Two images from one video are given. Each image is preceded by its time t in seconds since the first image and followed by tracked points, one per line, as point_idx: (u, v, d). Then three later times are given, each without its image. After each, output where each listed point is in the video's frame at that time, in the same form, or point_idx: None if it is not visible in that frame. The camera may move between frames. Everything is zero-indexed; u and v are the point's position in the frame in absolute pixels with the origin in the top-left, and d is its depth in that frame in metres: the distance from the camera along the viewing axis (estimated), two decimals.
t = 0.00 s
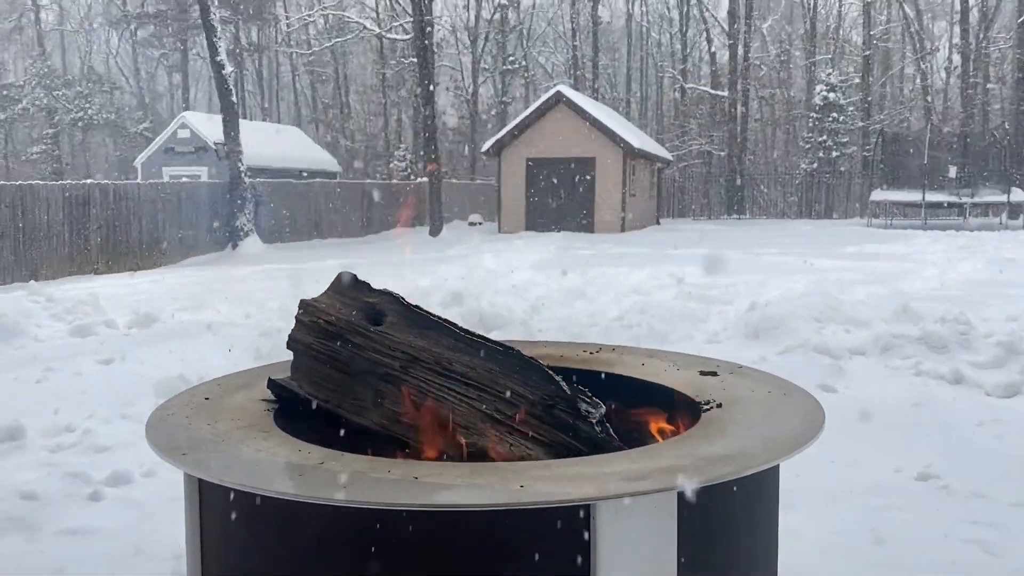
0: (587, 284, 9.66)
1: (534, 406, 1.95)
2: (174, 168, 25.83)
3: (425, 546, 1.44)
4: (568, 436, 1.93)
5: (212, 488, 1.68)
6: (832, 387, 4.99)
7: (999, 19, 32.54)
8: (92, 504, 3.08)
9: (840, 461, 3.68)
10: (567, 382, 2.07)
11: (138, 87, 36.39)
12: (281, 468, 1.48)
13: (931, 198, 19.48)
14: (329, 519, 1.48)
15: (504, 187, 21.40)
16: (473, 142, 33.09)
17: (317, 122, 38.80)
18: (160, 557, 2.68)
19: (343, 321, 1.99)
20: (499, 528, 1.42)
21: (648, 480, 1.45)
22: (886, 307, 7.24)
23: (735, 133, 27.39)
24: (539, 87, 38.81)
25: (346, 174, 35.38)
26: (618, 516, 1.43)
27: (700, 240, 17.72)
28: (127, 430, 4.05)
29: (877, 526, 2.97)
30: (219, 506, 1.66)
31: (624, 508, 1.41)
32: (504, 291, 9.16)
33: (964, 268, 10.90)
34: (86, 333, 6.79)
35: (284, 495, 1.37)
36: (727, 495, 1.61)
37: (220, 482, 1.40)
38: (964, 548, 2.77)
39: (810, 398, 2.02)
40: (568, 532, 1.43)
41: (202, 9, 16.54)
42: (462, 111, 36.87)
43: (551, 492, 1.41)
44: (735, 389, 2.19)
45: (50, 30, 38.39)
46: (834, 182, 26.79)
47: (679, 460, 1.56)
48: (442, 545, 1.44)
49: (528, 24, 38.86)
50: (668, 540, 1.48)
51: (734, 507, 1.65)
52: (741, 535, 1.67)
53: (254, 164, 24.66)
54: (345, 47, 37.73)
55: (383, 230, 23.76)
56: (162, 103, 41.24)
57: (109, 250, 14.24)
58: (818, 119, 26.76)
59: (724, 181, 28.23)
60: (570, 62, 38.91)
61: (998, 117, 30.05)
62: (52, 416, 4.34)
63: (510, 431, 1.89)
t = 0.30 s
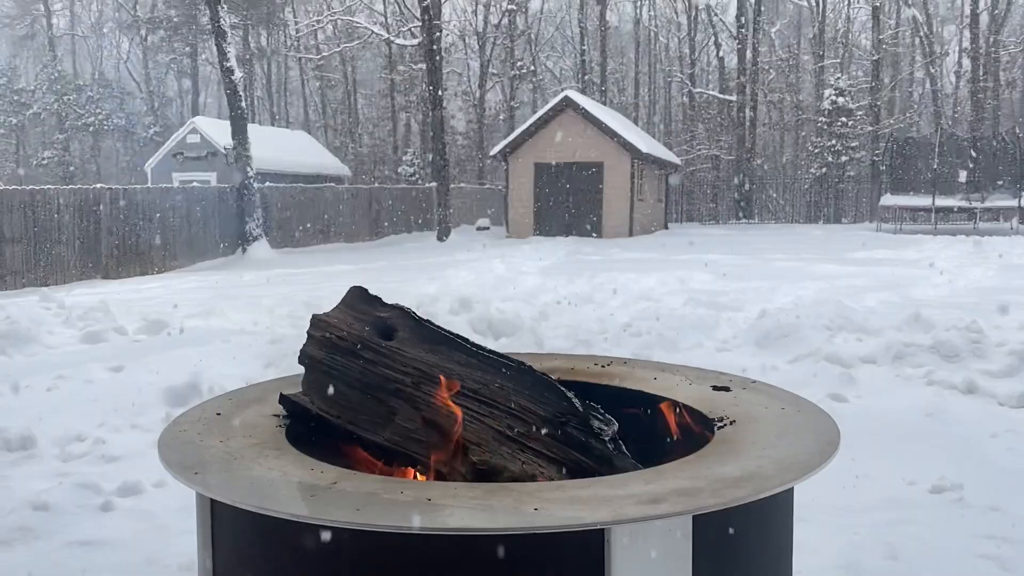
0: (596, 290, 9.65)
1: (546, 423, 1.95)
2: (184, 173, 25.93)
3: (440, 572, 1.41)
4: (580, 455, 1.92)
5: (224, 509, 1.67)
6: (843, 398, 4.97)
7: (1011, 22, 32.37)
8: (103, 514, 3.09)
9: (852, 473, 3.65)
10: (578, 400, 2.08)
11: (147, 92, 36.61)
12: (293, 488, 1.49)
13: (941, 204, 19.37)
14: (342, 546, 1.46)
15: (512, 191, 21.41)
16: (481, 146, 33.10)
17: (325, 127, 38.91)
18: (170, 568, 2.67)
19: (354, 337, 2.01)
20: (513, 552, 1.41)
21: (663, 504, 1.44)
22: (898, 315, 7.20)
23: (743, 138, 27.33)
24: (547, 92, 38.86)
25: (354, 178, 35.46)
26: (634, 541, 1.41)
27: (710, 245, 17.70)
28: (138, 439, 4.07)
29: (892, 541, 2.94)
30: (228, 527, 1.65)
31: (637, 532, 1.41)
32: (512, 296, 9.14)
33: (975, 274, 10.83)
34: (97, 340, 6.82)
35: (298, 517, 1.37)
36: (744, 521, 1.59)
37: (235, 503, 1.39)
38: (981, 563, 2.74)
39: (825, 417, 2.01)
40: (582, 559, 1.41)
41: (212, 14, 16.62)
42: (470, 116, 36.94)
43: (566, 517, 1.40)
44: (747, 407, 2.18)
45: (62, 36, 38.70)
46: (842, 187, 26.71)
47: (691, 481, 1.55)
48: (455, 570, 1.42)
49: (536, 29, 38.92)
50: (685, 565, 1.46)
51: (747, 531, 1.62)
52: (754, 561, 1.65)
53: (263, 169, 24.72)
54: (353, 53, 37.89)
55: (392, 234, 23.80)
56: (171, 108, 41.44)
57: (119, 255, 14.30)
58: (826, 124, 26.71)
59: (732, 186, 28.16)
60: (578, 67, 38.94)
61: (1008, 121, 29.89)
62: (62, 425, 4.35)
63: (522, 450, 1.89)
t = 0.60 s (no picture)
0: (604, 295, 9.62)
1: (559, 439, 1.95)
2: (195, 178, 26.09)
3: None
4: (593, 471, 1.92)
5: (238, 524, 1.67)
6: (855, 406, 4.94)
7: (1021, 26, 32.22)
8: (114, 523, 3.10)
9: (864, 483, 3.63)
10: (592, 415, 2.08)
11: (158, 97, 36.90)
12: (306, 507, 1.50)
13: (951, 208, 19.29)
14: (354, 565, 1.45)
15: (521, 195, 21.41)
16: (490, 151, 33.18)
17: (334, 131, 39.10)
18: None
19: (367, 352, 2.01)
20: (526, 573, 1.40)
21: (679, 523, 1.43)
22: (909, 322, 7.16)
23: (751, 142, 27.31)
24: (555, 96, 38.90)
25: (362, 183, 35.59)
26: (647, 561, 1.40)
27: (718, 249, 17.66)
28: (148, 447, 4.07)
29: (907, 554, 2.92)
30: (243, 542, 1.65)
31: (653, 553, 1.39)
32: (522, 301, 9.14)
33: (987, 279, 10.78)
34: (106, 347, 6.83)
35: (310, 536, 1.37)
36: (761, 544, 1.58)
37: (248, 523, 1.40)
38: None
39: (841, 432, 2.00)
40: None
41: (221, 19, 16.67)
42: (478, 121, 36.99)
43: (580, 537, 1.39)
44: (763, 421, 2.17)
45: (73, 42, 39.01)
46: (852, 191, 26.64)
47: (705, 501, 1.55)
48: None
49: (544, 33, 38.97)
50: None
51: (764, 548, 1.60)
52: None
53: (273, 174, 24.85)
54: (362, 58, 38.01)
55: (401, 239, 23.87)
56: (182, 113, 41.73)
57: (130, 260, 14.38)
58: (835, 128, 26.66)
59: (741, 190, 28.13)
60: (585, 71, 38.96)
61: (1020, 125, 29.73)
62: (74, 432, 4.37)
63: (535, 466, 1.90)
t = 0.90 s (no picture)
0: (614, 301, 9.62)
1: (573, 454, 1.95)
2: (205, 183, 26.19)
3: None
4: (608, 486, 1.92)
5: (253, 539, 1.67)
6: (868, 416, 4.91)
7: None
8: (127, 532, 3.11)
9: (878, 495, 3.60)
10: (605, 430, 2.07)
11: (168, 102, 37.15)
12: (317, 524, 1.50)
13: (962, 213, 19.20)
14: None
15: (529, 200, 21.43)
16: (498, 155, 33.22)
17: (343, 136, 39.25)
18: None
19: (378, 366, 2.02)
20: None
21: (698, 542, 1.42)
22: (922, 329, 7.11)
23: (760, 146, 27.27)
24: (563, 101, 38.95)
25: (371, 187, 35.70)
26: None
27: (729, 254, 17.63)
28: (160, 456, 4.08)
29: (923, 567, 2.89)
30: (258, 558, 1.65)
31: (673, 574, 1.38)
32: (531, 307, 9.13)
33: (998, 285, 10.72)
34: (117, 353, 6.85)
35: (325, 554, 1.36)
36: (781, 562, 1.57)
37: (262, 540, 1.40)
38: None
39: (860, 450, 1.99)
40: None
41: (232, 23, 16.74)
42: (487, 125, 37.08)
43: (597, 555, 1.39)
44: (777, 437, 2.17)
45: (85, 47, 39.30)
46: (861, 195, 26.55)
47: (718, 520, 1.54)
48: None
49: (553, 38, 39.04)
50: None
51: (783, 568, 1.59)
52: None
53: (283, 178, 24.94)
54: (371, 62, 38.15)
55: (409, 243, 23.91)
56: (192, 118, 41.99)
57: (140, 264, 14.43)
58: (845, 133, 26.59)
59: (750, 194, 28.07)
60: (594, 75, 39.02)
61: None
62: (87, 440, 4.39)
63: (549, 481, 1.89)
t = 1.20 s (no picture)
0: (624, 307, 9.60)
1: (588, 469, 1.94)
2: (215, 188, 26.31)
3: None
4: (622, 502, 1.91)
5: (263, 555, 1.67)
6: (879, 424, 4.90)
7: None
8: (139, 541, 3.12)
9: (892, 507, 3.57)
10: (620, 445, 2.08)
11: (179, 107, 37.44)
12: (330, 540, 1.50)
13: (974, 217, 19.10)
14: None
15: (538, 205, 21.44)
16: (507, 160, 33.26)
17: (353, 140, 39.43)
18: None
19: (392, 379, 2.03)
20: None
21: (709, 562, 1.41)
22: (934, 337, 7.07)
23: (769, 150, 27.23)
24: (572, 105, 38.99)
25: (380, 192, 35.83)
26: None
27: (738, 259, 17.61)
28: (171, 464, 4.09)
29: None
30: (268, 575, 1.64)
31: None
32: (540, 312, 9.12)
33: (1011, 290, 10.64)
34: (129, 358, 6.88)
35: (337, 574, 1.36)
36: None
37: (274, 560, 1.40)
38: None
39: (878, 467, 1.99)
40: None
41: (242, 28, 16.82)
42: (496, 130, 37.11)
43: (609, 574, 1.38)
44: (792, 451, 2.17)
45: (97, 52, 39.53)
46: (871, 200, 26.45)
47: (733, 538, 1.54)
48: None
49: (562, 42, 39.07)
50: None
51: None
52: None
53: (293, 184, 25.03)
54: (380, 67, 38.26)
55: (418, 247, 23.96)
56: (202, 123, 42.28)
57: (150, 269, 14.50)
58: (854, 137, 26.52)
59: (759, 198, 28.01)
60: (603, 80, 39.01)
61: None
62: (98, 446, 4.41)
63: (562, 497, 1.88)
